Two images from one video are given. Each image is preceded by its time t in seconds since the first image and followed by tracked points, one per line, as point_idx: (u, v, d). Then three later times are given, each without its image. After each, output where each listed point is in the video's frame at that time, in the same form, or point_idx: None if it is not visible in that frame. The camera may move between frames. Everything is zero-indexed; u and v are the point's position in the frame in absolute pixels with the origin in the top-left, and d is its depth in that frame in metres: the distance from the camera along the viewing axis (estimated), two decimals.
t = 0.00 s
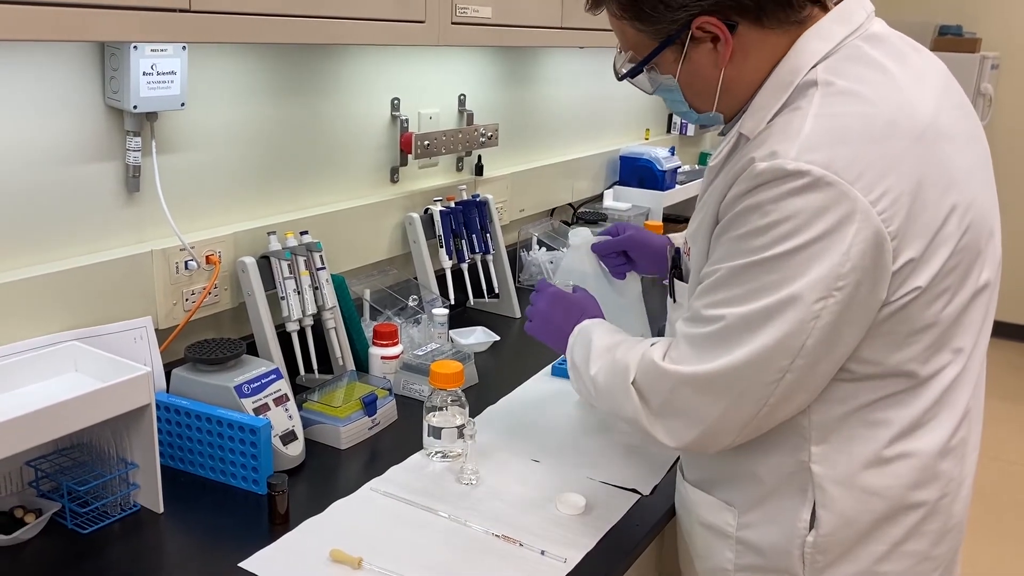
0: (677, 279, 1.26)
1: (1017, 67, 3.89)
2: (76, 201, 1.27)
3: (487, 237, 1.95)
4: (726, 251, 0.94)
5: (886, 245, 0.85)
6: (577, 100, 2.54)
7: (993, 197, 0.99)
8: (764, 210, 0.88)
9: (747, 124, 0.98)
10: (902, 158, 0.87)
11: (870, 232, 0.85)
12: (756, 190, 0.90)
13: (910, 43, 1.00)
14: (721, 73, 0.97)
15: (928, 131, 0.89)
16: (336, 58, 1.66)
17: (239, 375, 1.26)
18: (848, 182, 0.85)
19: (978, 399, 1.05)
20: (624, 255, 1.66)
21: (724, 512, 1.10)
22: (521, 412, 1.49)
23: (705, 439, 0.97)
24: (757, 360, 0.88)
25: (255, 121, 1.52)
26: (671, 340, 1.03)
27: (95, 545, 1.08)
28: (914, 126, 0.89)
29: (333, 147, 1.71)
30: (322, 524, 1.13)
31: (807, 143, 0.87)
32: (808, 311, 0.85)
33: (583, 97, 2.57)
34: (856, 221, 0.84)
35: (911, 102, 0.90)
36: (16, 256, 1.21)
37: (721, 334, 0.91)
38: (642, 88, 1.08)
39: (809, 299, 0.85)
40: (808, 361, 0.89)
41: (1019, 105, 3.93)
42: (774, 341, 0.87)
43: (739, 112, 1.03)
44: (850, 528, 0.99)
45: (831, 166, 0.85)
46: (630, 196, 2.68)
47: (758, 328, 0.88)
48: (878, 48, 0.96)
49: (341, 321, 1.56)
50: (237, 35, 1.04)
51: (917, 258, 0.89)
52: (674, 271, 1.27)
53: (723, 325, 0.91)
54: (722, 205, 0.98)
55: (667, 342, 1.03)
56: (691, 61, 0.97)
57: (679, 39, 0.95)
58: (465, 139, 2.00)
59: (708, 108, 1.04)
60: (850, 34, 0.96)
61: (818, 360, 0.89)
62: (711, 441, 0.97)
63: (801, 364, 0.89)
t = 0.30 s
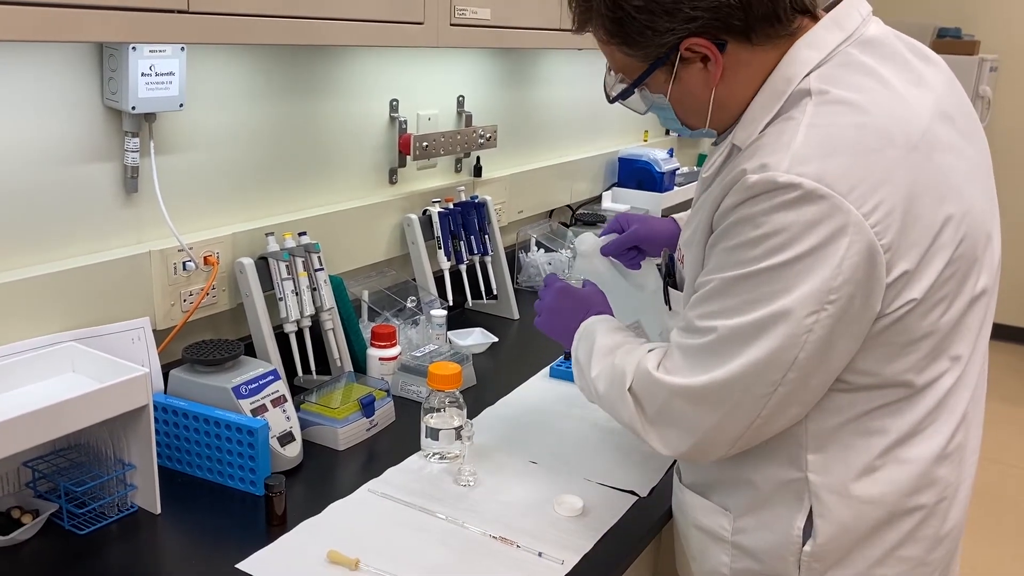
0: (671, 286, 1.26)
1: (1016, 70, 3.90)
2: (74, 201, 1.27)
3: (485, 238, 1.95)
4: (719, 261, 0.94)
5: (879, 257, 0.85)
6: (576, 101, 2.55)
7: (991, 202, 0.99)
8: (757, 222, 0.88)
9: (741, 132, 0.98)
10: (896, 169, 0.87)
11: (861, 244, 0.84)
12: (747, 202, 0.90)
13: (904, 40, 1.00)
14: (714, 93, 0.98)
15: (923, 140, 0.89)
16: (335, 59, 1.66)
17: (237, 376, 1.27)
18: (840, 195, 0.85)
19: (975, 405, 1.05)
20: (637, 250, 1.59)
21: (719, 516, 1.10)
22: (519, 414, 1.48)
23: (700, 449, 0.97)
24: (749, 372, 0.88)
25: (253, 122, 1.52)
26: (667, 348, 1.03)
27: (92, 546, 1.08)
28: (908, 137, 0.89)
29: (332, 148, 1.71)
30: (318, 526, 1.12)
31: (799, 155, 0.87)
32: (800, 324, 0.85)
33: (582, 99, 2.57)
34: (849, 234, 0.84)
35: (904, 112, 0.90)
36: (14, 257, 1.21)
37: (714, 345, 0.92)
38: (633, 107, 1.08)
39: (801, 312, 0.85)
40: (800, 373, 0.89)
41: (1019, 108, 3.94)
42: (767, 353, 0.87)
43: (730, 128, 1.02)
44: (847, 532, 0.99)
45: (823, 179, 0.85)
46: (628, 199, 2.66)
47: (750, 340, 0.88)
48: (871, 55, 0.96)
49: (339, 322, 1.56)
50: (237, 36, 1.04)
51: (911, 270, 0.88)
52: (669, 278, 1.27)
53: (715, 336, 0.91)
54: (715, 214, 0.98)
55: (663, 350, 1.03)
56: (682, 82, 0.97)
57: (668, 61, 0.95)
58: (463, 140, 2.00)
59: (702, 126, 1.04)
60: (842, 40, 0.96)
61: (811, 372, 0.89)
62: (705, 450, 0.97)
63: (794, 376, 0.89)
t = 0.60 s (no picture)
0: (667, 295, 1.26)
1: (1014, 72, 3.90)
2: (68, 202, 1.27)
3: (482, 240, 1.95)
4: (713, 274, 0.94)
5: (873, 272, 0.85)
6: (573, 103, 2.55)
7: (991, 205, 0.99)
8: (750, 236, 0.88)
9: (736, 145, 0.98)
10: (892, 180, 0.86)
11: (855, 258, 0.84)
12: (739, 216, 0.89)
13: (900, 43, 0.99)
14: (708, 111, 0.98)
15: (918, 149, 0.89)
16: (331, 59, 1.66)
17: (232, 376, 1.26)
18: (834, 210, 0.84)
19: (976, 410, 1.04)
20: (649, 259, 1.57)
21: (719, 522, 1.10)
22: (515, 415, 1.48)
23: (695, 461, 0.97)
24: (743, 387, 0.88)
25: (248, 124, 1.52)
26: (664, 358, 1.03)
27: (86, 547, 1.08)
28: (903, 148, 0.88)
29: (328, 149, 1.70)
30: (312, 529, 1.12)
31: (791, 169, 0.87)
32: (793, 339, 0.85)
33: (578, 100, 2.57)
34: (842, 249, 0.84)
35: (900, 123, 0.90)
36: (9, 257, 1.21)
37: (708, 359, 0.92)
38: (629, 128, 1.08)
39: (794, 327, 0.85)
40: (794, 387, 0.88)
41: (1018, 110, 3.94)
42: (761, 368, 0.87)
43: (726, 142, 1.02)
44: (846, 537, 0.99)
45: (815, 194, 0.85)
46: (625, 199, 2.67)
47: (744, 354, 0.88)
48: (866, 63, 0.96)
49: (335, 323, 1.56)
50: (232, 36, 1.04)
51: (908, 284, 0.88)
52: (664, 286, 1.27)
53: (710, 350, 0.91)
54: (709, 227, 0.97)
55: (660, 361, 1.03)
56: (677, 101, 0.97)
57: (661, 81, 0.95)
58: (460, 141, 2.00)
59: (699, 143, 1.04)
60: (836, 49, 0.96)
61: (805, 387, 0.89)
62: (699, 462, 0.97)
63: (788, 390, 0.88)
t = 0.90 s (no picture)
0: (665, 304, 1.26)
1: (1013, 74, 3.91)
2: (65, 203, 1.27)
3: (480, 241, 1.94)
4: (710, 286, 0.94)
5: (872, 283, 0.84)
6: (571, 104, 2.55)
7: (992, 208, 0.98)
8: (746, 248, 0.88)
9: (733, 156, 0.98)
10: (891, 189, 0.86)
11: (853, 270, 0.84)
12: (735, 228, 0.89)
13: (898, 50, 0.99)
14: (705, 122, 0.98)
15: (918, 156, 0.88)
16: (329, 60, 1.65)
17: (228, 378, 1.26)
18: (831, 222, 0.84)
19: (979, 416, 1.04)
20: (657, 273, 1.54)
21: (721, 527, 1.11)
22: (513, 417, 1.48)
23: (696, 472, 0.97)
24: (742, 399, 0.88)
25: (245, 125, 1.52)
26: (664, 369, 1.03)
27: (81, 549, 1.07)
28: (901, 156, 0.88)
29: (325, 150, 1.70)
30: (308, 531, 1.11)
31: (788, 182, 0.86)
32: (790, 351, 0.85)
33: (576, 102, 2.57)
34: (840, 261, 0.83)
35: (898, 131, 0.89)
36: (4, 258, 1.21)
37: (707, 370, 0.92)
38: (627, 139, 1.08)
39: (791, 339, 0.85)
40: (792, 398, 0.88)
41: (1017, 113, 3.94)
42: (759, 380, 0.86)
43: (724, 152, 1.02)
44: (846, 542, 0.98)
45: (812, 206, 0.84)
46: (622, 202, 2.66)
47: (742, 366, 0.88)
48: (863, 71, 0.95)
49: (332, 325, 1.56)
50: (228, 37, 1.04)
51: (907, 294, 0.87)
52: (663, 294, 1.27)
53: (708, 361, 0.91)
54: (705, 238, 0.97)
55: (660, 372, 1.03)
56: (674, 113, 0.97)
57: (658, 95, 0.95)
58: (458, 142, 2.00)
59: (696, 153, 1.04)
60: (832, 57, 0.96)
61: (803, 399, 0.89)
62: (699, 473, 0.97)
63: (786, 402, 0.88)
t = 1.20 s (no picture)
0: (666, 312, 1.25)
1: (1011, 76, 3.91)
2: (64, 204, 1.26)
3: (478, 242, 1.94)
4: (708, 296, 0.94)
5: (872, 293, 0.84)
6: (570, 106, 2.55)
7: (994, 211, 0.98)
8: (745, 259, 0.88)
9: (731, 165, 0.98)
10: (892, 195, 0.86)
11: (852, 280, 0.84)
12: (733, 238, 0.89)
13: (896, 55, 0.99)
14: (705, 132, 0.98)
15: (917, 162, 0.88)
16: (328, 62, 1.65)
17: (226, 379, 1.25)
18: (830, 232, 0.84)
19: (982, 420, 1.04)
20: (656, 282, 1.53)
21: (724, 529, 1.11)
22: (513, 419, 1.48)
23: (698, 481, 0.97)
24: (742, 409, 0.88)
25: (243, 127, 1.51)
26: (665, 378, 1.03)
27: (78, 551, 1.07)
28: (900, 164, 0.87)
29: (324, 151, 1.70)
30: (306, 534, 1.11)
31: (786, 192, 0.86)
32: (789, 362, 0.85)
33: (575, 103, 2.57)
34: (839, 271, 0.83)
35: (898, 139, 0.89)
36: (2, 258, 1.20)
37: (706, 380, 0.92)
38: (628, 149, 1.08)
39: (790, 349, 0.84)
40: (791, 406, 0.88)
41: (1017, 115, 3.94)
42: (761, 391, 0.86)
43: (724, 161, 1.02)
44: (846, 546, 0.98)
45: (810, 217, 0.84)
46: (621, 203, 2.66)
47: (742, 376, 0.88)
48: (861, 77, 0.95)
49: (330, 326, 1.56)
50: (227, 36, 1.03)
51: (908, 302, 0.87)
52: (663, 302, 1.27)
53: (708, 371, 0.91)
54: (704, 247, 0.97)
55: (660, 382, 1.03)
56: (673, 125, 0.97)
57: (657, 107, 0.94)
58: (457, 144, 2.00)
59: (695, 162, 1.04)
60: (829, 65, 0.96)
61: (803, 409, 0.88)
62: (700, 483, 0.97)
63: (786, 411, 0.88)
